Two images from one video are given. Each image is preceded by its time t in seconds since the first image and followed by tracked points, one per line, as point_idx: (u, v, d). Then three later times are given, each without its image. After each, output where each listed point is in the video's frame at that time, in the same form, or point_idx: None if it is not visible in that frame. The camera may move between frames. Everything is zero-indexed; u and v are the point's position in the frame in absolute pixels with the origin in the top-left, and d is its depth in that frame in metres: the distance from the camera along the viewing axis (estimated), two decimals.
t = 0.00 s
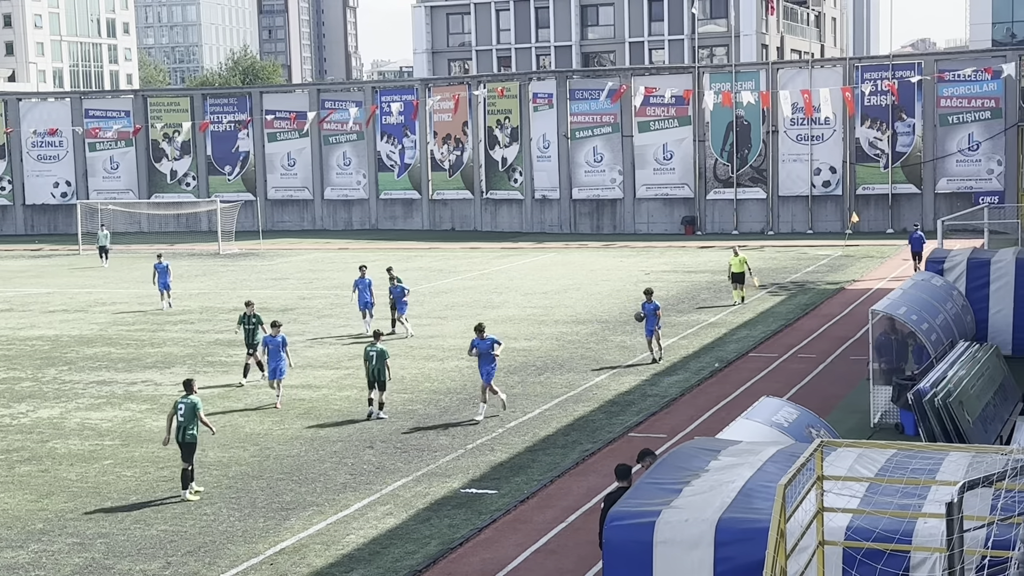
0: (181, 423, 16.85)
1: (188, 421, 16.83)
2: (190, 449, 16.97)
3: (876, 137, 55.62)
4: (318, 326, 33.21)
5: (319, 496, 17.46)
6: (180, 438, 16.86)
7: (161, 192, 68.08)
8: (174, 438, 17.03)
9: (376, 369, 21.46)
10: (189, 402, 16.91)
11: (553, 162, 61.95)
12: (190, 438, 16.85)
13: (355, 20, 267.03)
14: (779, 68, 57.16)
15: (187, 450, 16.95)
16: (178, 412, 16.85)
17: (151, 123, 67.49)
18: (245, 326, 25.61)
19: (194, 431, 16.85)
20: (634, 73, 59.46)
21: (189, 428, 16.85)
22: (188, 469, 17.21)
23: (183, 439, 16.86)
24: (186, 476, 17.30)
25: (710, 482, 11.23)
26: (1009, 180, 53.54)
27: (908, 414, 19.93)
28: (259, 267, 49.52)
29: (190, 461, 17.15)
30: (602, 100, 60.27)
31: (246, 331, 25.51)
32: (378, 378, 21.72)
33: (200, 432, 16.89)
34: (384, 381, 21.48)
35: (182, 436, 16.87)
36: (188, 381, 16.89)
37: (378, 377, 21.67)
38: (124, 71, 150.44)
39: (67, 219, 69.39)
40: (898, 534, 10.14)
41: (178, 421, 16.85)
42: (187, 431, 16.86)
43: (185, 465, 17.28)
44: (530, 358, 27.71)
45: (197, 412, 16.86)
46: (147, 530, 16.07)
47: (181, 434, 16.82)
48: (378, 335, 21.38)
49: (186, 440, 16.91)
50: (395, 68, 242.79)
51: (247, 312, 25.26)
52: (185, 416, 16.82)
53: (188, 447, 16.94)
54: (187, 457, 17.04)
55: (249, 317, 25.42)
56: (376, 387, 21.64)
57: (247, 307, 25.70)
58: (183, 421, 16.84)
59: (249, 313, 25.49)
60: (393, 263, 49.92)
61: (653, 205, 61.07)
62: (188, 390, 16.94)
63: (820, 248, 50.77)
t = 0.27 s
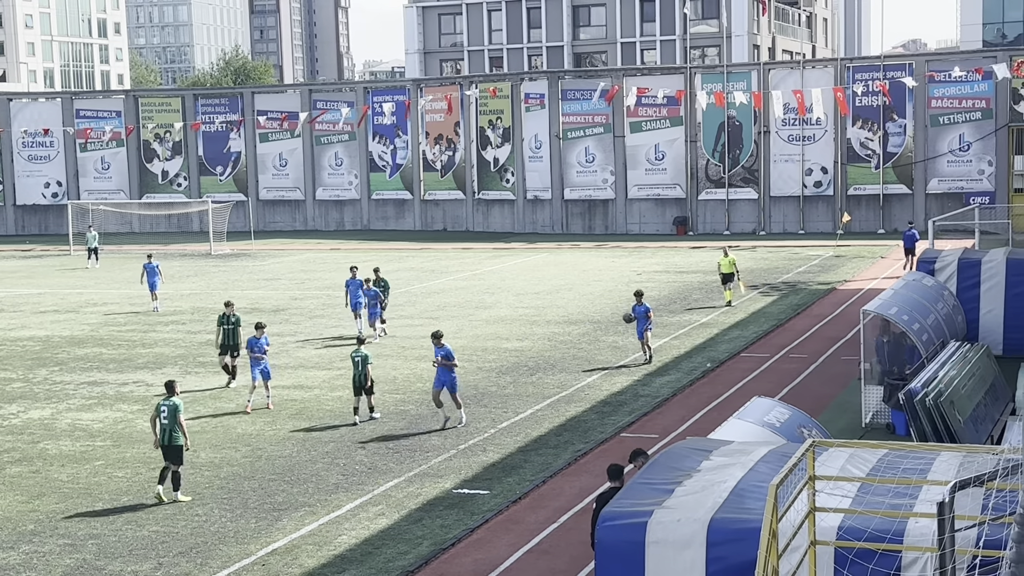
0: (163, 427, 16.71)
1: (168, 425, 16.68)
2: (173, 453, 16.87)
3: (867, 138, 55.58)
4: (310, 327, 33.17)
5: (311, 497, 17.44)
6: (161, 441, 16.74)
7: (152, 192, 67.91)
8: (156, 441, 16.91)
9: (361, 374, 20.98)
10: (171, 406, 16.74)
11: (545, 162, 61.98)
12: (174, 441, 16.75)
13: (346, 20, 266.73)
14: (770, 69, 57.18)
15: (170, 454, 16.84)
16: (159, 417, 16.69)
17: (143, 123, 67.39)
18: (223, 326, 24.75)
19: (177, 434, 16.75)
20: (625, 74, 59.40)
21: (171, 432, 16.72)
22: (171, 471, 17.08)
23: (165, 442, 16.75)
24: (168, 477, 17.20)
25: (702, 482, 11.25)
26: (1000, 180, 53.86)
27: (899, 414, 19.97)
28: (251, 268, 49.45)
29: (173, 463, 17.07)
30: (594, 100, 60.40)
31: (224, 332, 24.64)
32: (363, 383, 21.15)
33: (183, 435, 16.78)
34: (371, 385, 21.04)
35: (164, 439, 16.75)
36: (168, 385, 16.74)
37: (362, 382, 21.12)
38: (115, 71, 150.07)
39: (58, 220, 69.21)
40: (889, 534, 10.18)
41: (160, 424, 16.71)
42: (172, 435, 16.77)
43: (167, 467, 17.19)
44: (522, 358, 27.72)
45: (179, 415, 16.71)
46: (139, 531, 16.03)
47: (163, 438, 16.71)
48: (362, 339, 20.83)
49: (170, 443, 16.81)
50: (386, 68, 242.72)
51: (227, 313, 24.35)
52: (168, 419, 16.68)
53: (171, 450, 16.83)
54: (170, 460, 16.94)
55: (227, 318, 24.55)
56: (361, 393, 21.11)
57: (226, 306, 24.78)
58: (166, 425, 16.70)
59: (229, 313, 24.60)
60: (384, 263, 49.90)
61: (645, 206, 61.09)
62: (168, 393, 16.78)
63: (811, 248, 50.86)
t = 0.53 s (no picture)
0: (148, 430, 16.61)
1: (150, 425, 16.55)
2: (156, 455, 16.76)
3: (862, 138, 55.75)
4: (305, 327, 33.14)
5: (306, 497, 17.41)
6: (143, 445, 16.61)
7: (147, 192, 67.90)
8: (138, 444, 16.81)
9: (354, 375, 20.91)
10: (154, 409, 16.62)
11: (540, 163, 62.00)
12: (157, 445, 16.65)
13: (342, 19, 266.63)
14: (766, 69, 57.18)
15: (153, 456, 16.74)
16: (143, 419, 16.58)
17: (138, 123, 67.35)
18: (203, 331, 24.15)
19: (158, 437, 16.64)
20: (621, 74, 59.47)
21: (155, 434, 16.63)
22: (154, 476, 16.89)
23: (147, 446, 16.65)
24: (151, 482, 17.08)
25: (697, 482, 11.24)
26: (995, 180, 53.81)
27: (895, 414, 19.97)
28: (246, 268, 49.40)
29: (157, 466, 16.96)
30: (590, 100, 60.42)
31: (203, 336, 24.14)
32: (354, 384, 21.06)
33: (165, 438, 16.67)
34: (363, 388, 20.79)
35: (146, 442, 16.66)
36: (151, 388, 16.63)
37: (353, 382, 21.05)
38: (109, 71, 150.13)
39: (52, 220, 69.19)
40: (885, 534, 10.16)
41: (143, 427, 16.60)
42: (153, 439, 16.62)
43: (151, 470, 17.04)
44: (517, 358, 27.71)
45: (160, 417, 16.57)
46: (133, 532, 15.99)
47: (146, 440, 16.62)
48: (350, 341, 20.88)
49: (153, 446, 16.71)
50: (382, 68, 242.95)
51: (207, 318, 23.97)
52: (150, 422, 16.55)
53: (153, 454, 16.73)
54: (152, 462, 16.82)
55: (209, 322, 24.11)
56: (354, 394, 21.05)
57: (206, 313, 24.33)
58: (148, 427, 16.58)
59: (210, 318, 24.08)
60: (380, 263, 49.89)
61: (641, 206, 61.09)
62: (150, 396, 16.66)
63: (807, 248, 50.86)
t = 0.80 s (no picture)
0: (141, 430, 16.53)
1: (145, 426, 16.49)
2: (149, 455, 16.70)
3: (862, 138, 55.72)
4: (305, 327, 33.14)
5: (306, 497, 17.42)
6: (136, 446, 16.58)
7: (147, 193, 67.82)
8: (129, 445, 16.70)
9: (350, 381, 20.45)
10: (148, 410, 16.53)
11: (540, 163, 61.97)
12: (150, 446, 16.58)
13: (342, 20, 266.76)
14: (765, 69, 57.12)
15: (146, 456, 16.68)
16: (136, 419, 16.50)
17: (138, 124, 67.34)
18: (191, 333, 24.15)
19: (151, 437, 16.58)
20: (621, 74, 59.54)
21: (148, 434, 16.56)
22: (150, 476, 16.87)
23: (141, 446, 16.58)
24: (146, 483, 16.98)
25: (697, 482, 11.24)
26: (995, 180, 53.83)
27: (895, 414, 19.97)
28: (246, 268, 49.42)
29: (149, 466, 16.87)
30: (589, 100, 60.47)
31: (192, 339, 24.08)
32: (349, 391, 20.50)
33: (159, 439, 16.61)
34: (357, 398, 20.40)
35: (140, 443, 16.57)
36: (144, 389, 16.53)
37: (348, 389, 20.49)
38: (109, 72, 150.43)
39: (53, 220, 69.17)
40: (885, 534, 10.17)
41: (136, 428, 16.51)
42: (147, 439, 16.57)
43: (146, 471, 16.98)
44: (517, 358, 27.73)
45: (155, 418, 16.51)
46: (134, 532, 16.00)
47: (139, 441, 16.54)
48: (349, 345, 20.41)
49: (145, 447, 16.64)
50: (381, 69, 243.29)
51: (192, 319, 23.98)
52: (144, 423, 16.47)
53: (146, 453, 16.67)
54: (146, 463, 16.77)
55: (197, 324, 24.01)
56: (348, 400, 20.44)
57: (192, 316, 24.56)
58: (142, 428, 16.50)
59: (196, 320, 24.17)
60: (380, 264, 49.91)
61: (641, 206, 61.08)
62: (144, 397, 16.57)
63: (807, 248, 50.85)
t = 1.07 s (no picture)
0: (141, 429, 16.51)
1: (144, 427, 16.49)
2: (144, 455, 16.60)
3: (870, 137, 55.60)
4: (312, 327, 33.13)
5: (313, 497, 17.43)
6: (131, 445, 16.54)
7: (155, 193, 67.99)
8: (123, 444, 16.62)
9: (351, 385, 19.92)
10: (149, 410, 16.58)
11: (547, 163, 61.99)
12: (147, 446, 16.53)
13: (348, 19, 266.91)
14: (773, 68, 57.05)
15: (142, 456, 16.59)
16: (135, 418, 16.50)
17: (145, 123, 67.37)
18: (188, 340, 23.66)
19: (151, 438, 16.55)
20: (628, 73, 59.56)
21: (146, 434, 16.53)
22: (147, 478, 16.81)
23: (138, 446, 16.51)
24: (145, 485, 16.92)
25: (705, 482, 11.23)
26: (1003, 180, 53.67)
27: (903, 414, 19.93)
28: (253, 268, 49.46)
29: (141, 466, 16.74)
30: (596, 100, 60.42)
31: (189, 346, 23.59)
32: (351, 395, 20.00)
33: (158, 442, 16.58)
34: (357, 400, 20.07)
35: (138, 441, 16.50)
36: (148, 391, 16.64)
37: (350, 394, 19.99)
38: (117, 72, 150.91)
39: (61, 220, 69.32)
40: (892, 534, 10.17)
41: (136, 427, 16.48)
42: (146, 439, 16.53)
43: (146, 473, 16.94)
44: (524, 358, 27.72)
45: (157, 420, 16.55)
46: (142, 532, 16.04)
47: (138, 439, 16.49)
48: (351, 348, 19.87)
49: (142, 448, 16.60)
50: (389, 69, 243.56)
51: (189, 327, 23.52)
52: (145, 423, 16.49)
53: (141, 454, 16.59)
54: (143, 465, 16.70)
55: (193, 331, 23.56)
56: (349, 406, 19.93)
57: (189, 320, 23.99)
58: (142, 427, 16.49)
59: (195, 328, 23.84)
60: (387, 264, 49.95)
61: (647, 205, 61.08)
62: (146, 398, 16.63)
63: (815, 248, 50.77)
